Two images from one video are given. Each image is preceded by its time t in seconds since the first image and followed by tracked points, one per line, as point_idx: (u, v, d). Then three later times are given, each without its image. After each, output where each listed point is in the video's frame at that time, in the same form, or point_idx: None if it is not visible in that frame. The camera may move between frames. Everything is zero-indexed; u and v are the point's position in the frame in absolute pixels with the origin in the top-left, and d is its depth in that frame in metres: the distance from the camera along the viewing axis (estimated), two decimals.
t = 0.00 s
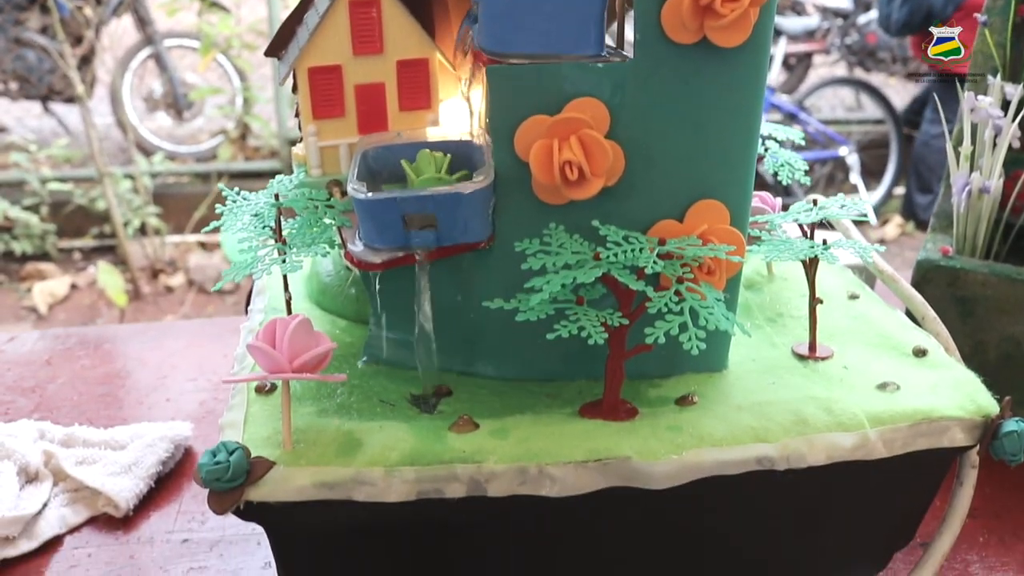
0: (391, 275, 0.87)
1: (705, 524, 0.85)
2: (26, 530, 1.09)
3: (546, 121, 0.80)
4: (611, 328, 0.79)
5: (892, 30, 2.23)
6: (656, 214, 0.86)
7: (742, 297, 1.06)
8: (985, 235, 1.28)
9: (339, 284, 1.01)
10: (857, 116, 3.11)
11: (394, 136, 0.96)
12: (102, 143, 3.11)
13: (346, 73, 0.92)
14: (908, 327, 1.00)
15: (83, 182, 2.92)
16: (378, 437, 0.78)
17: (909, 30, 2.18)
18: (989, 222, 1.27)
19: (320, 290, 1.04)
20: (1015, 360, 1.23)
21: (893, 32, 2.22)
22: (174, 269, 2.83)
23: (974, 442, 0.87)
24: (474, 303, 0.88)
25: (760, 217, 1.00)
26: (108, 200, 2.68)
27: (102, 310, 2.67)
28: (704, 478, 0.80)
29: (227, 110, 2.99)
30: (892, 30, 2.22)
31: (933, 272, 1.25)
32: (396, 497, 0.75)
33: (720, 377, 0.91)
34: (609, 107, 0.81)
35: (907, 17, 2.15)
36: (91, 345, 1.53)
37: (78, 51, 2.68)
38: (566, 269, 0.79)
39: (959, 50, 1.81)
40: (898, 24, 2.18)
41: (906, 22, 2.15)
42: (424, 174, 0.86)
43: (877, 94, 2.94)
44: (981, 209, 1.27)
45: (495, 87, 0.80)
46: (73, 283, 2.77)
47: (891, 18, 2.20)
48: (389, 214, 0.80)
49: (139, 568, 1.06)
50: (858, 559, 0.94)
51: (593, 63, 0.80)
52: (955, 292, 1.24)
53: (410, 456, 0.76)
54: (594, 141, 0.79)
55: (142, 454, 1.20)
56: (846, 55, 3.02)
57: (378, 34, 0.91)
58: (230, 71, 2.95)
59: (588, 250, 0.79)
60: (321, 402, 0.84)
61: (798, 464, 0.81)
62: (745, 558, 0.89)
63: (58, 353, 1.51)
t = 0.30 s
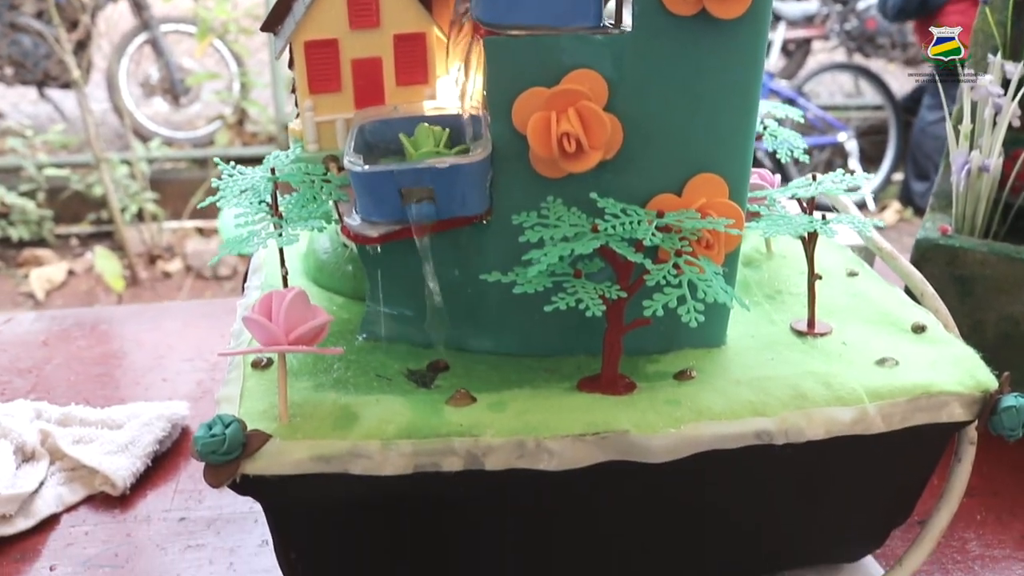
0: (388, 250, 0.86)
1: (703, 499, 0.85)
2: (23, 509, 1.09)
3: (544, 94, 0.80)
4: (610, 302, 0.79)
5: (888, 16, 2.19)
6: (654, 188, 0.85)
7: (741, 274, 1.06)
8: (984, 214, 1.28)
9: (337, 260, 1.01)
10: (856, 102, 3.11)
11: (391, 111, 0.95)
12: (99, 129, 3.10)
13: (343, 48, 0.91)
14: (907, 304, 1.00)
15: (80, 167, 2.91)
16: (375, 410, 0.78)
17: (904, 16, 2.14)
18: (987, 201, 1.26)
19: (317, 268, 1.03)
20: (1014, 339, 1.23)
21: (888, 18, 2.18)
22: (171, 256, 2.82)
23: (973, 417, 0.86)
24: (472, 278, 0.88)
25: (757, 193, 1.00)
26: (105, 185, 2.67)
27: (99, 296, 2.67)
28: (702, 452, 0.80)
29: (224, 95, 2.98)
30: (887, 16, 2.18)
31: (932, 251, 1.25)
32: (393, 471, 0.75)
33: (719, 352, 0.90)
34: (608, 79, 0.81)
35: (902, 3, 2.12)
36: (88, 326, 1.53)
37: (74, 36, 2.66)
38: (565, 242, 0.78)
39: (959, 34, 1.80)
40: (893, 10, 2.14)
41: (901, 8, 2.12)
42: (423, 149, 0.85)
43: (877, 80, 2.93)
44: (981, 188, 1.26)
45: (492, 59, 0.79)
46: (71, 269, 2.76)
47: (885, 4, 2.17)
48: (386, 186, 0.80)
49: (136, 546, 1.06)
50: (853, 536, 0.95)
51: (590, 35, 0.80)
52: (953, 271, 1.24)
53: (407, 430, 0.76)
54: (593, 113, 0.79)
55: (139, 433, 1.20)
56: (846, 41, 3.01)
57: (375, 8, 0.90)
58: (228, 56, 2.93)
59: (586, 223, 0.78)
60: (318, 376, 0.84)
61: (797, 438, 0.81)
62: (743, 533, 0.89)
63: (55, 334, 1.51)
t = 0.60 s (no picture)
0: (376, 230, 0.86)
1: (692, 479, 0.84)
2: (11, 495, 1.08)
3: (532, 71, 0.79)
4: (599, 281, 0.78)
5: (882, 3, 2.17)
6: (644, 167, 0.85)
7: (733, 255, 1.06)
8: (976, 196, 1.28)
9: (326, 242, 1.00)
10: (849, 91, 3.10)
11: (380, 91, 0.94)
12: (90, 118, 3.08)
13: (331, 27, 0.90)
14: (898, 284, 1.00)
15: (72, 157, 2.89)
16: (363, 391, 0.77)
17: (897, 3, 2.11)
18: (979, 183, 1.26)
19: (306, 251, 1.03)
20: (1006, 322, 1.23)
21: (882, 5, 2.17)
22: (164, 245, 2.81)
23: (964, 397, 0.86)
24: (460, 259, 0.87)
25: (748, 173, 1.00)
26: (96, 174, 2.65)
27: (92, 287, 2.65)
28: (692, 431, 0.79)
29: (217, 84, 2.96)
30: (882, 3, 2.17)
31: (923, 234, 1.25)
32: (380, 452, 0.74)
33: (709, 332, 0.90)
34: (597, 56, 0.80)
35: None
36: (77, 312, 1.52)
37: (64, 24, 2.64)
38: (553, 220, 0.78)
39: (952, 20, 1.79)
40: None
41: None
42: (410, 127, 0.85)
43: (871, 68, 2.93)
44: (973, 170, 1.26)
45: (480, 37, 0.79)
46: (63, 259, 2.74)
47: None
48: (373, 165, 0.79)
49: (126, 531, 1.05)
50: (843, 519, 0.95)
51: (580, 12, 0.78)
52: (945, 253, 1.24)
53: (395, 410, 0.75)
54: (581, 91, 0.78)
55: (128, 418, 1.19)
56: (840, 29, 3.01)
57: None
58: (220, 44, 2.91)
59: (574, 201, 0.78)
60: (306, 357, 0.83)
61: (787, 418, 0.81)
62: (733, 513, 0.90)
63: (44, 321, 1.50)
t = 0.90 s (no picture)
0: (367, 206, 0.86)
1: (685, 457, 0.85)
2: (3, 477, 1.08)
3: (524, 47, 0.79)
4: (591, 257, 0.78)
5: None
6: (637, 144, 0.84)
7: (726, 235, 1.05)
8: (970, 177, 1.28)
9: (318, 222, 1.00)
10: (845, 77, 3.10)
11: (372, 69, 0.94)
12: (84, 105, 3.06)
13: (322, 5, 0.89)
14: (892, 263, 1.00)
15: (66, 144, 2.88)
16: (354, 367, 0.77)
17: None
18: (974, 164, 1.26)
19: (298, 231, 1.02)
20: (999, 302, 1.23)
21: None
22: (159, 233, 2.80)
23: (957, 374, 0.86)
24: (452, 236, 0.87)
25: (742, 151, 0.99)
26: (90, 162, 2.64)
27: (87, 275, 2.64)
28: (684, 408, 0.79)
29: (211, 71, 2.95)
30: None
31: (917, 215, 1.25)
32: (372, 428, 0.74)
33: (703, 310, 0.90)
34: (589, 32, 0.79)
35: None
36: (71, 296, 1.52)
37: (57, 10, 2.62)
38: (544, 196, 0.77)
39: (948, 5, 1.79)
40: None
41: None
42: (403, 104, 0.84)
43: (867, 54, 2.92)
44: (967, 151, 1.26)
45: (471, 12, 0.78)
46: (58, 247, 2.73)
47: None
48: (364, 142, 0.78)
49: (119, 512, 1.05)
50: (836, 498, 0.95)
51: None
52: (940, 234, 1.24)
53: (387, 386, 0.75)
54: (573, 66, 0.78)
55: (121, 400, 1.19)
56: (836, 15, 3.00)
57: None
58: (214, 31, 2.90)
59: (566, 177, 0.78)
60: (298, 335, 0.83)
61: (780, 395, 0.81)
62: (726, 491, 0.90)
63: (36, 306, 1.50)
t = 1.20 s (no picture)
0: (361, 186, 0.85)
1: (680, 437, 0.85)
2: None
3: (517, 26, 0.78)
4: (585, 237, 0.78)
5: None
6: (631, 124, 0.84)
7: (721, 218, 1.05)
8: (965, 162, 1.28)
9: (312, 206, 1.00)
10: (842, 67, 3.09)
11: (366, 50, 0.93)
12: (79, 95, 3.05)
13: None
14: (887, 245, 1.00)
15: (61, 135, 2.87)
16: (347, 347, 0.77)
17: None
18: (969, 149, 1.26)
19: (292, 214, 1.02)
20: (994, 287, 1.24)
21: None
22: (155, 223, 2.80)
23: (951, 355, 0.86)
24: (446, 217, 0.87)
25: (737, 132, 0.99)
26: (86, 151, 2.63)
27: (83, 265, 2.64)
28: (678, 388, 0.79)
29: (207, 60, 2.93)
30: None
31: (912, 199, 1.25)
32: (366, 407, 0.74)
33: (697, 292, 0.90)
34: (583, 10, 0.79)
35: None
36: (66, 283, 1.51)
37: None
38: (538, 175, 0.77)
39: None
40: None
41: None
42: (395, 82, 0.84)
43: (863, 43, 2.92)
44: (962, 135, 1.26)
45: None
46: (54, 238, 2.72)
47: None
48: (357, 121, 0.78)
49: (114, 495, 1.05)
50: (829, 479, 0.96)
51: None
52: (934, 218, 1.25)
53: (381, 365, 0.75)
54: (567, 45, 0.77)
55: (117, 384, 1.19)
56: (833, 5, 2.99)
57: None
58: (209, 20, 2.89)
59: (559, 156, 0.78)
60: (291, 316, 0.83)
61: (774, 374, 0.81)
62: (720, 472, 0.90)
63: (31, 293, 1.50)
